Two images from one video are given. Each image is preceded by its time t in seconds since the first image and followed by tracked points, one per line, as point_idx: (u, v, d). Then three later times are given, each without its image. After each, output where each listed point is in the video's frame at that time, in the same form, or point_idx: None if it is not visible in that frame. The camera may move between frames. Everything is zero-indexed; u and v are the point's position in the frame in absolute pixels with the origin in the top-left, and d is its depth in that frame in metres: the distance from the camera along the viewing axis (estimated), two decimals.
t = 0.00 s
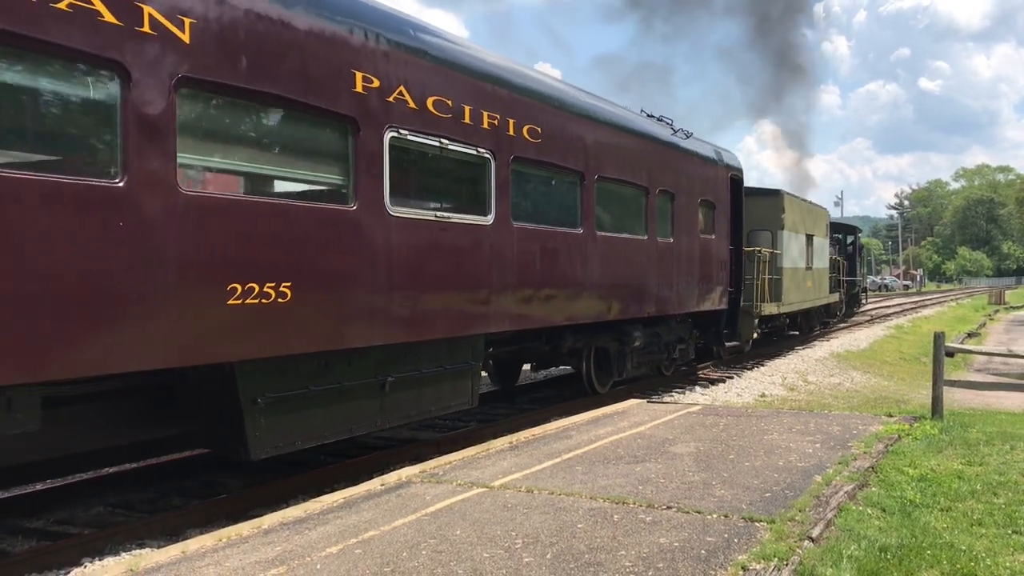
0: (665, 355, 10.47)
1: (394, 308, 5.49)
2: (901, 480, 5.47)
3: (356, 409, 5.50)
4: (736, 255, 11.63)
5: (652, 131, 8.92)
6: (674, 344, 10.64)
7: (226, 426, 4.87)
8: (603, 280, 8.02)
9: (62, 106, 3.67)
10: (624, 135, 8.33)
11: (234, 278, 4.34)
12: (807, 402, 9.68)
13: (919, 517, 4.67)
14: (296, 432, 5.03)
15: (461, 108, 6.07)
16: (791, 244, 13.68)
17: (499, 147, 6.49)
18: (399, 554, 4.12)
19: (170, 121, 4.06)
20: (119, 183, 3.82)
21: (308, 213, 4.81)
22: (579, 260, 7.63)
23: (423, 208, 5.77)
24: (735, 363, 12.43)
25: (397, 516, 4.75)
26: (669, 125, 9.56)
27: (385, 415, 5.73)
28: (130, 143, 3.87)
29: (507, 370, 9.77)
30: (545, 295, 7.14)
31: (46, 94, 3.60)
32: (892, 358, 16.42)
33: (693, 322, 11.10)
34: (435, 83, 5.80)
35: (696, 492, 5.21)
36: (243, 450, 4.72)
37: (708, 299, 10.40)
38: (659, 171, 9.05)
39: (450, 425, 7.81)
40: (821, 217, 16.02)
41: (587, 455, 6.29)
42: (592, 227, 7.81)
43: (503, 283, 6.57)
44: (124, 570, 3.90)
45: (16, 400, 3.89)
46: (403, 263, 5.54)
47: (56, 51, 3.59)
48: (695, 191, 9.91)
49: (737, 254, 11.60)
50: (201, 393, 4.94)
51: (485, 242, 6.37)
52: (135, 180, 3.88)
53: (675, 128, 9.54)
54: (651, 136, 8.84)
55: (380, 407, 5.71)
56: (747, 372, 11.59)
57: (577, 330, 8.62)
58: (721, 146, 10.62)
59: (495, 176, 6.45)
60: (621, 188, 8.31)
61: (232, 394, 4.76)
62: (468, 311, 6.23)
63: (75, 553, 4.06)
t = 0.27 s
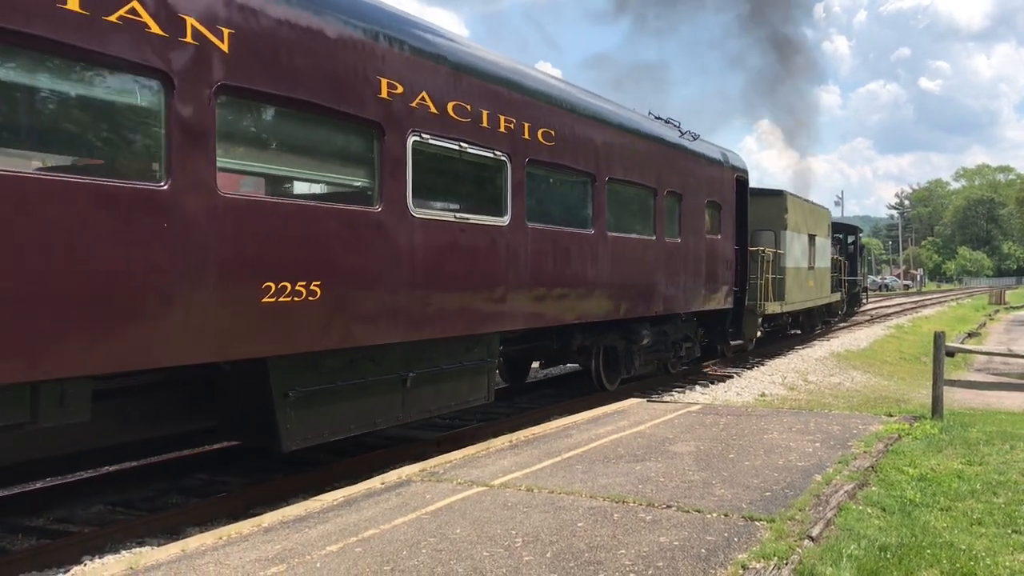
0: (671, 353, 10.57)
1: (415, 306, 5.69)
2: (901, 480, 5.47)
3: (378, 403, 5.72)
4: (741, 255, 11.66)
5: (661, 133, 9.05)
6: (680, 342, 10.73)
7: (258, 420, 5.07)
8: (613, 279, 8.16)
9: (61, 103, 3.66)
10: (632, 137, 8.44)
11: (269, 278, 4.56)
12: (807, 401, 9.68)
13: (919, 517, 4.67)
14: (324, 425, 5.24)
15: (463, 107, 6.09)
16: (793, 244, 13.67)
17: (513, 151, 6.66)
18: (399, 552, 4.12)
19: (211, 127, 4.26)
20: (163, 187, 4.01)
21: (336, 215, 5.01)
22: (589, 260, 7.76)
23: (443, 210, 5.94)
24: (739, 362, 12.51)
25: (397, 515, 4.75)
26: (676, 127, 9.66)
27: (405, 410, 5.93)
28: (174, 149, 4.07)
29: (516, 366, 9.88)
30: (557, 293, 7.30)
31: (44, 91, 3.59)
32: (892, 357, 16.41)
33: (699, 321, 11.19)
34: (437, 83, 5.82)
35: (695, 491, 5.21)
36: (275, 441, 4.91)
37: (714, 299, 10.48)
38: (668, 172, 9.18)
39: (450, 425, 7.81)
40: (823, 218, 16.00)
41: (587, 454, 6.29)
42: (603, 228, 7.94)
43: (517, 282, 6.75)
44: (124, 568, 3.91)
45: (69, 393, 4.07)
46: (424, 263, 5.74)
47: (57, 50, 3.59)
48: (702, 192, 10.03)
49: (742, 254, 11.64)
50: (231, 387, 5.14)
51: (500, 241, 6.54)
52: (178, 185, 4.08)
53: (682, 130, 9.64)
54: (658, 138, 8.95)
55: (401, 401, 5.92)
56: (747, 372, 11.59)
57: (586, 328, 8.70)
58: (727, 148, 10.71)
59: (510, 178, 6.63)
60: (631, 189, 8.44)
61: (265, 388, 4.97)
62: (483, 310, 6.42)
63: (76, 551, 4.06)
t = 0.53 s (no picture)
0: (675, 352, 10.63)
1: (434, 306, 5.83)
2: (898, 481, 5.48)
3: (398, 399, 5.85)
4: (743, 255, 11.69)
5: (667, 137, 9.13)
6: (685, 341, 10.80)
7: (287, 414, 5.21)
8: (621, 281, 8.27)
9: (57, 100, 3.64)
10: (638, 141, 8.53)
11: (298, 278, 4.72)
12: (804, 402, 9.69)
13: (916, 518, 4.67)
14: (348, 421, 5.37)
15: (464, 108, 6.08)
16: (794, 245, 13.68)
17: (526, 155, 6.80)
18: (396, 552, 4.12)
19: (245, 133, 4.43)
20: (201, 190, 4.18)
21: (361, 218, 5.16)
22: (597, 261, 7.86)
23: (460, 212, 6.09)
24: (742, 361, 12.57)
25: (395, 514, 4.75)
26: (681, 130, 9.72)
27: (423, 406, 6.07)
28: (211, 155, 4.24)
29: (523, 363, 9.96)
30: (567, 294, 7.41)
31: (41, 89, 3.57)
32: (889, 358, 16.44)
33: (703, 320, 11.26)
34: (438, 83, 5.82)
35: (693, 491, 5.21)
36: (302, 435, 5.09)
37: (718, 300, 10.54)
38: (675, 175, 9.27)
39: (448, 425, 7.80)
40: (823, 220, 16.02)
41: (585, 455, 6.29)
42: (611, 230, 8.04)
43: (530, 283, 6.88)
44: (121, 567, 3.90)
45: (113, 387, 4.29)
46: (443, 264, 5.89)
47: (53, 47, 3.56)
48: (708, 195, 10.10)
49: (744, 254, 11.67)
50: (258, 383, 5.29)
51: (514, 243, 6.69)
52: (214, 190, 4.24)
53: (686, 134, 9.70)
54: (664, 141, 9.02)
55: (420, 398, 6.06)
56: (745, 372, 11.60)
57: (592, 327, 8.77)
58: (731, 151, 10.76)
59: (524, 182, 6.78)
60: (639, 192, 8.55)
61: (293, 384, 5.12)
62: (498, 310, 6.56)
63: (72, 550, 4.05)
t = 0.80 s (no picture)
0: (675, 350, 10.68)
1: (446, 304, 6.01)
2: (892, 480, 5.50)
3: (411, 394, 6.04)
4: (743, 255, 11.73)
5: (670, 139, 9.20)
6: (685, 340, 10.86)
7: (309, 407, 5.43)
8: (624, 281, 8.37)
9: (46, 97, 3.60)
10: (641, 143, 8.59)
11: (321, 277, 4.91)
12: (798, 402, 9.72)
13: (909, 517, 4.69)
14: (366, 414, 5.59)
15: (460, 107, 6.07)
16: (790, 245, 13.72)
17: (535, 157, 6.95)
18: (390, 551, 4.11)
19: (274, 138, 4.61)
20: (233, 192, 4.38)
21: (380, 219, 5.35)
22: (601, 261, 7.95)
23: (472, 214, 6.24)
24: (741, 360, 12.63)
25: (389, 514, 4.74)
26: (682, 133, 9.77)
27: (435, 400, 6.28)
28: (242, 159, 4.43)
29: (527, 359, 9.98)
30: (572, 293, 7.54)
31: (29, 85, 3.53)
32: (882, 358, 16.49)
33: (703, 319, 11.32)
34: (435, 82, 5.80)
35: (687, 491, 5.22)
36: (323, 428, 5.30)
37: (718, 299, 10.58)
38: (677, 177, 9.32)
39: (442, 424, 7.79)
40: (819, 220, 16.08)
41: (579, 454, 6.29)
42: (615, 231, 8.15)
43: (538, 282, 7.03)
44: (114, 566, 3.88)
45: (151, 379, 4.46)
46: (456, 263, 6.06)
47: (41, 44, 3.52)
48: (709, 197, 10.16)
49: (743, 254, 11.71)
50: (280, 377, 5.49)
51: (522, 243, 6.84)
52: (246, 192, 4.44)
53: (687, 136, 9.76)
54: (666, 143, 9.07)
55: (432, 392, 6.26)
56: (739, 372, 11.62)
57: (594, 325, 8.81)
58: (730, 153, 10.82)
59: (532, 184, 6.92)
60: (642, 193, 8.66)
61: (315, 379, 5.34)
62: (505, 308, 6.70)
63: (63, 549, 4.02)
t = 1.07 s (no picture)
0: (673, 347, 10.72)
1: (456, 300, 6.11)
2: (884, 477, 5.51)
3: (423, 388, 6.14)
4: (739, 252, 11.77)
5: (670, 139, 9.22)
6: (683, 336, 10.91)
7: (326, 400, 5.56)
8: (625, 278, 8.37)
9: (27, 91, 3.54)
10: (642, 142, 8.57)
11: (340, 273, 5.06)
12: (790, 399, 9.74)
13: (900, 513, 4.70)
14: (381, 406, 5.72)
15: (455, 103, 6.03)
16: (784, 243, 13.75)
17: (539, 158, 7.00)
18: (382, 548, 4.09)
19: (295, 139, 4.76)
20: (258, 192, 4.54)
21: (394, 216, 5.49)
22: (604, 259, 7.97)
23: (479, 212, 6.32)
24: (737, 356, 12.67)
25: (380, 511, 4.72)
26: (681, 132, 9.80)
27: (447, 394, 6.38)
28: (266, 159, 4.59)
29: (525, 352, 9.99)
30: (577, 290, 7.58)
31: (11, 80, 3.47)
32: (874, 355, 16.56)
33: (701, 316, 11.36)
34: (430, 78, 5.76)
35: (679, 488, 5.22)
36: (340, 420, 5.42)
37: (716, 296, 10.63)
38: (677, 175, 9.34)
39: (435, 421, 7.77)
40: (813, 218, 16.13)
41: (571, 451, 6.28)
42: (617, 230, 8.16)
43: (545, 279, 7.10)
44: (104, 564, 3.86)
45: (182, 371, 4.55)
46: (465, 260, 6.17)
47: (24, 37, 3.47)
48: (707, 195, 10.19)
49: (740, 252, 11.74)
50: (298, 372, 5.61)
51: (529, 240, 6.91)
52: (270, 191, 4.61)
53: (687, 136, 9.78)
54: (666, 143, 9.09)
55: (444, 386, 6.37)
56: (731, 369, 11.65)
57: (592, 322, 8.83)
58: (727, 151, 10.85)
59: (537, 183, 6.98)
60: (643, 192, 8.66)
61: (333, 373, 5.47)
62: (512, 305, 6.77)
63: (52, 547, 4.00)
